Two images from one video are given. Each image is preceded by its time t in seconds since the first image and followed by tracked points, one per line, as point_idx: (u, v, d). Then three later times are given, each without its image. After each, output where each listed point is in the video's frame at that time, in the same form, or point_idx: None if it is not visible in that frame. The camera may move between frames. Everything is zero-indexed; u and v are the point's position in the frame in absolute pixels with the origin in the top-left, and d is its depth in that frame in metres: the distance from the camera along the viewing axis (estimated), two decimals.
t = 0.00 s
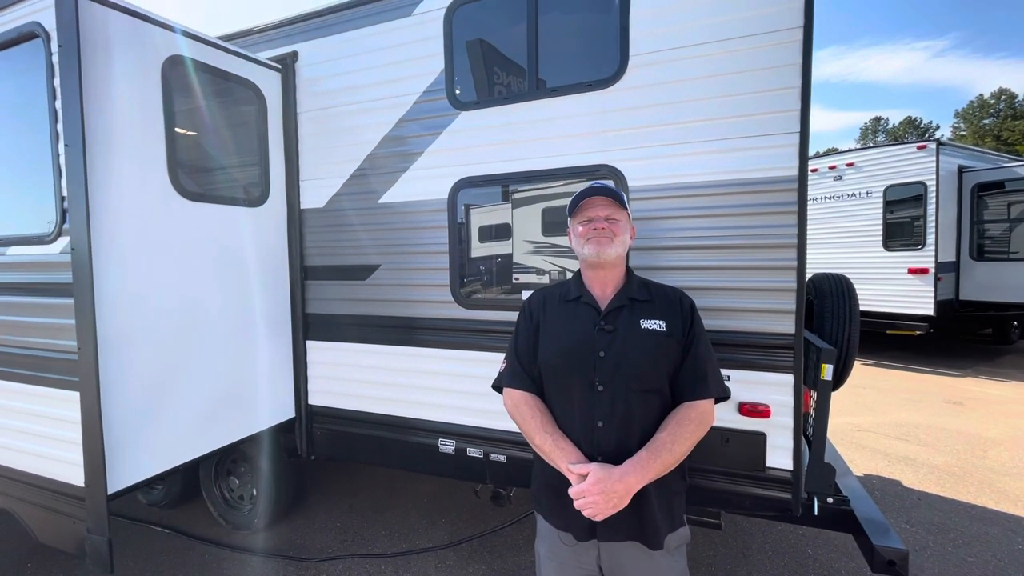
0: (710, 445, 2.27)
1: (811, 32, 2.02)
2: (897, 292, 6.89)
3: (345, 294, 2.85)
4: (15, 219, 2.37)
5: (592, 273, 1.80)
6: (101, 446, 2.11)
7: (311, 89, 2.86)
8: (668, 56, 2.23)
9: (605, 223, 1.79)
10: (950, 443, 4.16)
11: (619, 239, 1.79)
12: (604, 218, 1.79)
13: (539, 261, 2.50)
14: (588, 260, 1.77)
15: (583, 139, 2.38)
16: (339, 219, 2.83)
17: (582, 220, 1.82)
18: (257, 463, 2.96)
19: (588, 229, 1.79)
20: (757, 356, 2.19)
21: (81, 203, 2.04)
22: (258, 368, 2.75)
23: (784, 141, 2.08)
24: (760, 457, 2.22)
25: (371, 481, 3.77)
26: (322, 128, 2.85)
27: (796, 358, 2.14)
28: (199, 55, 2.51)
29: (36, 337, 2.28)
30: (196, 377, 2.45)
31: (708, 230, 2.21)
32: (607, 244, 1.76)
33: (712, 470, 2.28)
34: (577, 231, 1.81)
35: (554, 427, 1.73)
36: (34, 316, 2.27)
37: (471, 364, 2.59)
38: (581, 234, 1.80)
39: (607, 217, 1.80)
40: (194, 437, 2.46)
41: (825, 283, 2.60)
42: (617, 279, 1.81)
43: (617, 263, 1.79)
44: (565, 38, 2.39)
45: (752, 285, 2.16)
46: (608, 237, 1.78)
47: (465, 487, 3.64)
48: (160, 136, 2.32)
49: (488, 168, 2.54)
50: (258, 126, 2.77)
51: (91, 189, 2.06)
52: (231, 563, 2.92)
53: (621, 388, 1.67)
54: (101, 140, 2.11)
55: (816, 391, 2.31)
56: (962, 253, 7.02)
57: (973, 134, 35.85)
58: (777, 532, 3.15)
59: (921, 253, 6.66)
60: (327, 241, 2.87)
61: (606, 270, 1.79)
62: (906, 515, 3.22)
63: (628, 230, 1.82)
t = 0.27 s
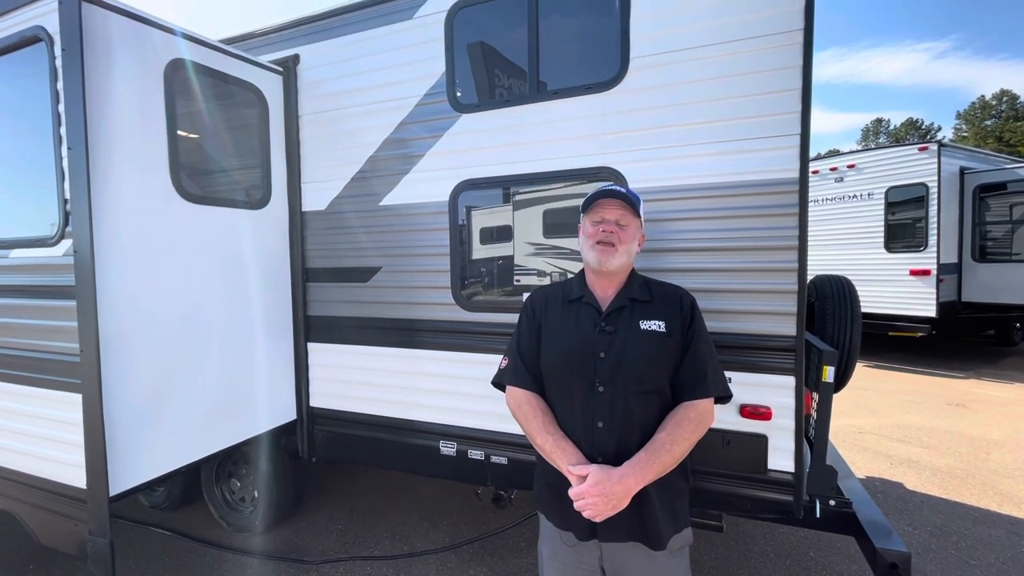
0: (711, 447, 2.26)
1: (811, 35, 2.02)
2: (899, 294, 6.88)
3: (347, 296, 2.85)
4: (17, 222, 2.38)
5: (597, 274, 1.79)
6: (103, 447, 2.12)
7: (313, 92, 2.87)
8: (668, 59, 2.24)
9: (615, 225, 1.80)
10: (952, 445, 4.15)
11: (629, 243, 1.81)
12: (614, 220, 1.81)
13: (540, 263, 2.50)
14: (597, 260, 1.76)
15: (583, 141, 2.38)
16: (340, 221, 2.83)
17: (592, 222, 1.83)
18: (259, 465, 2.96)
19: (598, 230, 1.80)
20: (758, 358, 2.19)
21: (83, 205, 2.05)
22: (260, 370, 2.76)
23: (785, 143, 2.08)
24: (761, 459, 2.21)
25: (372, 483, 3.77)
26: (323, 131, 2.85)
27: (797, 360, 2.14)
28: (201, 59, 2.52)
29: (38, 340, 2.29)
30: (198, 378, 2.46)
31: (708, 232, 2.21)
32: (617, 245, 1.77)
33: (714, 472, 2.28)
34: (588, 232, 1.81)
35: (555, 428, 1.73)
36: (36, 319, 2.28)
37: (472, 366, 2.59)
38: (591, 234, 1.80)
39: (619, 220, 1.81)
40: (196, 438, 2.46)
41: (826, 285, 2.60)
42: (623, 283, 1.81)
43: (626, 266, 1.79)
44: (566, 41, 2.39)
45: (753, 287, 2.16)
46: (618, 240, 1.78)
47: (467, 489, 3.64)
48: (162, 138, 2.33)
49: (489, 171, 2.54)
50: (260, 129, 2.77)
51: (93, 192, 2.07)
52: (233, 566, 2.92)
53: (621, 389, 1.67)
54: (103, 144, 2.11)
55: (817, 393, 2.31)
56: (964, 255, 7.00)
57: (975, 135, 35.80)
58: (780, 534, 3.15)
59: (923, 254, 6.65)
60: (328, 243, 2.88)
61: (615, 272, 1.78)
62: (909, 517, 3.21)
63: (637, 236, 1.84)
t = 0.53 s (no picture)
0: (712, 449, 2.27)
1: (810, 36, 2.03)
2: (900, 294, 6.88)
3: (347, 297, 2.85)
4: (18, 224, 2.38)
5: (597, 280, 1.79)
6: (104, 449, 2.12)
7: (313, 94, 2.88)
8: (668, 61, 2.24)
9: (613, 231, 1.78)
10: (953, 446, 4.15)
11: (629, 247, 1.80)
12: (612, 225, 1.79)
13: (540, 264, 2.50)
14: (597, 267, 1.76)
15: (583, 143, 2.38)
16: (340, 223, 2.84)
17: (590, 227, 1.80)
18: (259, 466, 2.96)
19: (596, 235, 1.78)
20: (758, 359, 2.19)
21: (84, 207, 2.05)
22: (261, 372, 2.76)
23: (786, 145, 2.08)
24: (761, 461, 2.21)
25: (373, 484, 3.78)
26: (324, 133, 2.86)
27: (797, 361, 2.14)
28: (202, 62, 2.52)
29: (39, 342, 2.29)
30: (199, 380, 2.46)
31: (708, 234, 2.21)
32: (616, 251, 1.76)
33: (714, 474, 2.28)
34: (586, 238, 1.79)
35: (555, 431, 1.73)
36: (38, 321, 2.28)
37: (473, 367, 2.59)
38: (590, 240, 1.77)
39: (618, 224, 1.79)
40: (197, 440, 2.47)
41: (826, 286, 2.61)
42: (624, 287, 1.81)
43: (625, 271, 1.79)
44: (566, 43, 2.40)
45: (753, 289, 2.16)
46: (616, 246, 1.77)
47: (467, 490, 3.64)
48: (163, 140, 2.34)
49: (489, 172, 2.54)
50: (260, 131, 2.78)
51: (94, 194, 2.08)
52: (233, 566, 2.93)
53: (622, 394, 1.67)
54: (104, 146, 2.12)
55: (817, 394, 2.31)
56: (965, 255, 7.00)
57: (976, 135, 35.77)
58: (780, 536, 3.15)
59: (924, 255, 6.64)
60: (329, 245, 2.88)
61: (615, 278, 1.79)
62: (909, 518, 3.21)
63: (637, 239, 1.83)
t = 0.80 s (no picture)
0: (713, 449, 2.26)
1: (811, 36, 2.02)
2: (900, 294, 6.87)
3: (348, 297, 2.85)
4: (18, 225, 2.38)
5: (596, 278, 1.79)
6: (105, 450, 2.12)
7: (313, 94, 2.87)
8: (669, 61, 2.24)
9: (607, 229, 1.78)
10: (954, 446, 4.15)
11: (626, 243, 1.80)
12: (607, 222, 1.79)
13: (541, 264, 2.50)
14: (594, 265, 1.76)
15: (584, 143, 2.38)
16: (340, 223, 2.84)
17: (584, 227, 1.81)
18: (260, 466, 2.96)
19: (591, 235, 1.78)
20: (759, 359, 2.19)
21: (85, 208, 2.05)
22: (261, 373, 2.76)
23: (786, 145, 2.08)
24: (763, 461, 2.21)
25: (374, 485, 3.77)
26: (324, 133, 2.86)
27: (798, 361, 2.14)
28: (202, 62, 2.52)
29: (40, 343, 2.29)
30: (200, 381, 2.46)
31: (709, 233, 2.21)
32: (613, 248, 1.76)
33: (715, 474, 2.28)
34: (580, 238, 1.80)
35: (554, 431, 1.73)
36: (38, 321, 2.28)
37: (473, 367, 2.59)
38: (584, 241, 1.78)
39: (613, 221, 1.79)
40: (198, 440, 2.46)
41: (827, 286, 2.61)
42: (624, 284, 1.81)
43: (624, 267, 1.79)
44: (566, 43, 2.39)
45: (754, 289, 2.16)
46: (612, 242, 1.77)
47: (468, 490, 3.64)
48: (163, 140, 2.34)
49: (490, 172, 2.54)
50: (261, 131, 2.78)
51: (95, 195, 2.08)
52: (234, 567, 2.92)
53: (622, 393, 1.67)
54: (104, 147, 2.12)
55: (818, 394, 2.31)
56: (966, 255, 6.99)
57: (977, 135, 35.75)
58: (782, 536, 3.14)
59: (924, 255, 6.64)
60: (329, 245, 2.88)
61: (614, 275, 1.78)
62: (911, 518, 3.21)
63: (633, 234, 1.82)
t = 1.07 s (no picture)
0: (713, 448, 2.26)
1: (812, 34, 2.02)
2: (900, 293, 6.87)
3: (347, 297, 2.84)
4: (17, 224, 2.38)
5: (593, 277, 1.79)
6: (105, 450, 2.11)
7: (312, 93, 2.87)
8: (668, 59, 2.23)
9: (602, 227, 1.80)
10: (953, 445, 4.15)
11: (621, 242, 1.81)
12: (601, 222, 1.80)
13: (540, 263, 2.50)
14: (591, 263, 1.77)
15: (583, 142, 2.38)
16: (340, 223, 2.83)
17: (578, 228, 1.83)
18: (260, 466, 2.96)
19: (585, 235, 1.80)
20: (759, 358, 2.18)
21: (83, 207, 2.05)
22: (261, 372, 2.75)
23: (787, 144, 2.08)
24: (763, 461, 2.21)
25: (373, 484, 3.77)
26: (323, 132, 2.85)
27: (798, 360, 2.13)
28: (201, 61, 2.51)
29: (39, 343, 2.29)
30: (199, 380, 2.46)
31: (709, 233, 2.20)
32: (608, 245, 1.77)
33: (715, 473, 2.28)
34: (575, 240, 1.82)
35: (553, 431, 1.73)
36: (37, 322, 2.28)
37: (473, 367, 2.59)
38: (578, 241, 1.80)
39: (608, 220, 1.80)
40: (197, 440, 2.46)
41: (827, 285, 2.61)
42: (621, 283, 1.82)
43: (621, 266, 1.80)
44: (566, 41, 2.39)
45: (754, 288, 2.16)
46: (608, 240, 1.78)
47: (468, 490, 3.64)
48: (162, 140, 2.33)
49: (489, 172, 2.54)
50: (260, 130, 2.77)
51: (94, 194, 2.07)
52: (234, 567, 2.92)
53: (621, 391, 1.67)
54: (103, 146, 2.11)
55: (818, 393, 2.31)
56: (966, 253, 6.99)
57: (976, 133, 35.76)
58: (781, 535, 3.14)
59: (924, 254, 6.64)
60: (328, 245, 2.87)
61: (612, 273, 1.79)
62: (911, 517, 3.21)
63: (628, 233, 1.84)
